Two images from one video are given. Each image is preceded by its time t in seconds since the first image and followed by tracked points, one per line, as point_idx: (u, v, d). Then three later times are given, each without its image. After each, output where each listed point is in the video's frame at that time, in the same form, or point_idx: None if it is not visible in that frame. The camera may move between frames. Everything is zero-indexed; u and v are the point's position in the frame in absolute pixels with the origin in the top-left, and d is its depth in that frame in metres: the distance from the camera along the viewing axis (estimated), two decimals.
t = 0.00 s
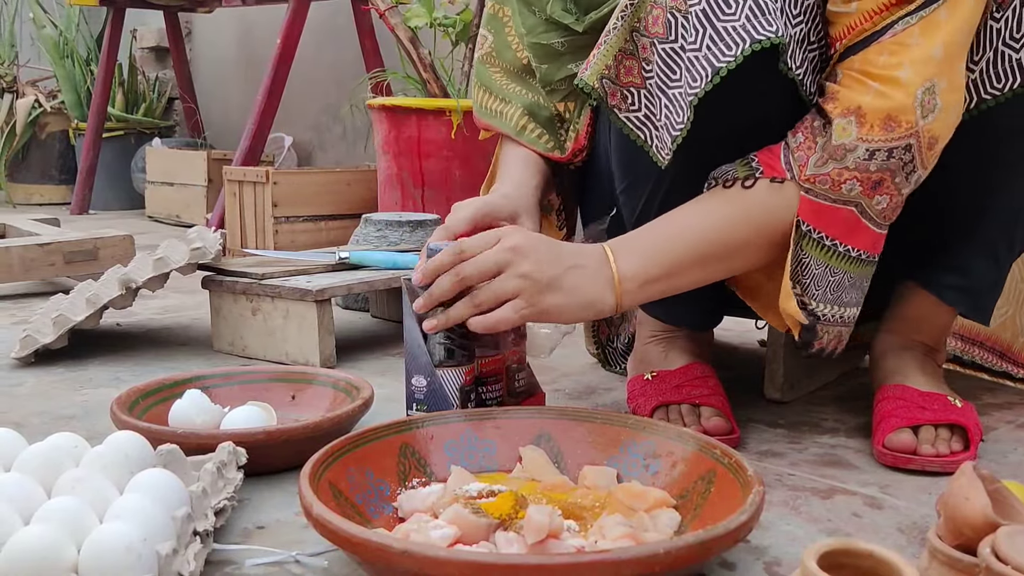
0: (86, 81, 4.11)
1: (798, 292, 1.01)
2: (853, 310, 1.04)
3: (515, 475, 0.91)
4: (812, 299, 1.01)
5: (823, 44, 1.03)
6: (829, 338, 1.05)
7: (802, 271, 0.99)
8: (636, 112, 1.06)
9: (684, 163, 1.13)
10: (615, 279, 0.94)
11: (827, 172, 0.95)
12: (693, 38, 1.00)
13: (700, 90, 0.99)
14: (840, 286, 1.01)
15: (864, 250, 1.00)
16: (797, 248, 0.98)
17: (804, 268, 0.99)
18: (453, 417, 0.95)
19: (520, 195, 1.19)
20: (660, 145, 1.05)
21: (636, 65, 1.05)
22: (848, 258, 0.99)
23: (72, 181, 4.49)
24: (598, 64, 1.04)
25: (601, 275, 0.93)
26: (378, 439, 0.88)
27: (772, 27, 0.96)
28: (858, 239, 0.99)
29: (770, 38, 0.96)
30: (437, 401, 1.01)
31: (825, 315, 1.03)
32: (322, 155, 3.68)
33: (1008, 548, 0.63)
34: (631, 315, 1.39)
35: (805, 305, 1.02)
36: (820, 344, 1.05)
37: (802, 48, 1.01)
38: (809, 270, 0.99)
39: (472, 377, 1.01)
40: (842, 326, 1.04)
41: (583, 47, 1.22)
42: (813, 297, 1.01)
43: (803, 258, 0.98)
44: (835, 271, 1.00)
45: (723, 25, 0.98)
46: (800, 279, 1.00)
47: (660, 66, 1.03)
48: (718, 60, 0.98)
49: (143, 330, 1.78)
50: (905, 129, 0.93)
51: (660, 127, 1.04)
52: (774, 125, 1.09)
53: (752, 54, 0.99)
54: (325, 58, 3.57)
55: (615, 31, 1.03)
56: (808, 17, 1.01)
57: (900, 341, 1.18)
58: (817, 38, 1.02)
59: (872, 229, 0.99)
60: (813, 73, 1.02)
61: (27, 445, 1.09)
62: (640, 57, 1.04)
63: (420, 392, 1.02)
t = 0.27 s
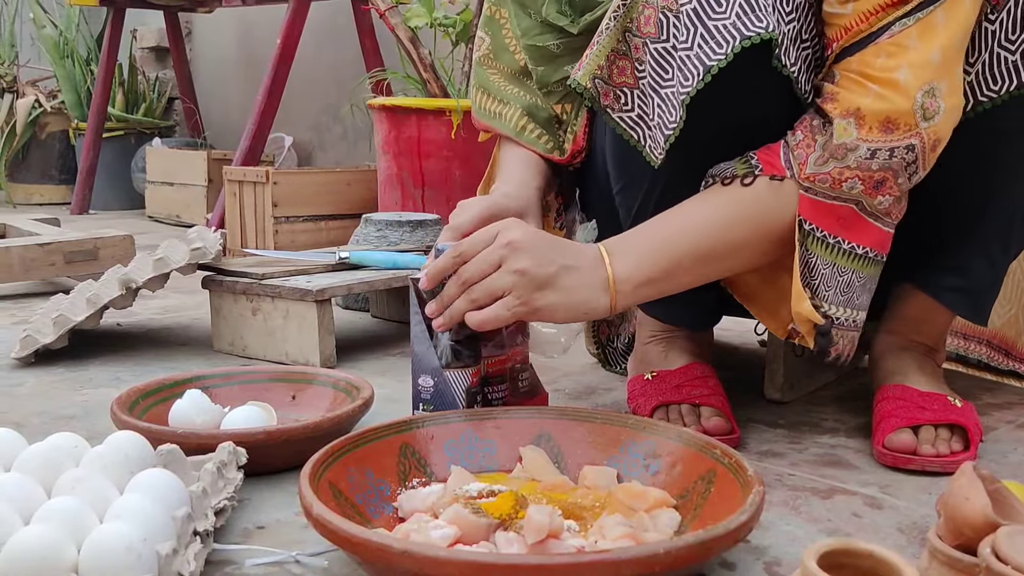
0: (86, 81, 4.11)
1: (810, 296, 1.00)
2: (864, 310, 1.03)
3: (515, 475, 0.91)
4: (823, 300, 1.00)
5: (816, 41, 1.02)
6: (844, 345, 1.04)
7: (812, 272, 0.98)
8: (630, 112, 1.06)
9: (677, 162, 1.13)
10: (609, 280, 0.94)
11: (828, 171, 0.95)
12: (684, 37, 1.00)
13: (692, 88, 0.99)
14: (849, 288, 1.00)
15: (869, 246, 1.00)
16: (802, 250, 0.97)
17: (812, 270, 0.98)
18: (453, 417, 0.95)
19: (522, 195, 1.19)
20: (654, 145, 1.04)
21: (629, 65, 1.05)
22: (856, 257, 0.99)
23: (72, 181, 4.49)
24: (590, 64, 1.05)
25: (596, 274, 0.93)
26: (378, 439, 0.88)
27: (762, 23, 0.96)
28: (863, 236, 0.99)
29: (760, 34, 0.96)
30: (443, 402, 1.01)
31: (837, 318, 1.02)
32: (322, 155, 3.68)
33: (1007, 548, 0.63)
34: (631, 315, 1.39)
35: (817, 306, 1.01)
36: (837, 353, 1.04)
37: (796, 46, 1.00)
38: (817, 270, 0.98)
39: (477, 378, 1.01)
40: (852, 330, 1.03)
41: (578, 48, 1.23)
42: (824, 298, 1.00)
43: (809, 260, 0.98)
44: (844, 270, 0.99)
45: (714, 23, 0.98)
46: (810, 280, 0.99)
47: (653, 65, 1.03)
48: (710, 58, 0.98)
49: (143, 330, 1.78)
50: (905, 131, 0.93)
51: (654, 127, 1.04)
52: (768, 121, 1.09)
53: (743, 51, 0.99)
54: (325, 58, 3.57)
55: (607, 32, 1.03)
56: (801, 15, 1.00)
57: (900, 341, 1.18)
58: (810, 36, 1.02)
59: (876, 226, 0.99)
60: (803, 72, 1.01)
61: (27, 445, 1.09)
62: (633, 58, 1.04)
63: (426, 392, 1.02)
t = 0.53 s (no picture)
0: (86, 81, 4.11)
1: (793, 285, 0.98)
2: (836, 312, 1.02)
3: (515, 476, 0.91)
4: (802, 289, 0.99)
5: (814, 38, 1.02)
6: (807, 338, 1.02)
7: (800, 258, 0.97)
8: (628, 112, 1.06)
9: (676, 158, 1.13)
10: (600, 255, 0.93)
11: (831, 156, 0.94)
12: (680, 36, 1.00)
13: (689, 88, 0.99)
14: (828, 280, 0.99)
15: (854, 242, 0.99)
16: (795, 233, 0.96)
17: (798, 256, 0.96)
18: (453, 417, 0.95)
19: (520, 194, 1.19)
20: (653, 145, 1.04)
21: (626, 65, 1.05)
22: (840, 250, 0.99)
23: (72, 181, 4.49)
24: (588, 65, 1.04)
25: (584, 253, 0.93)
26: (378, 439, 0.88)
27: (756, 15, 0.96)
28: (852, 231, 0.98)
29: (754, 26, 0.95)
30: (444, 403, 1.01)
31: (813, 310, 1.00)
32: (322, 155, 3.68)
33: (1007, 548, 0.63)
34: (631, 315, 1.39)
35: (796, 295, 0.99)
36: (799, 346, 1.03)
37: (794, 42, 0.99)
38: (803, 257, 0.97)
39: (478, 379, 1.01)
40: (820, 325, 1.01)
41: (576, 50, 1.23)
42: (805, 288, 0.99)
43: (800, 245, 0.96)
44: (826, 262, 0.99)
45: (711, 22, 0.98)
46: (796, 267, 0.97)
47: (650, 65, 1.03)
48: (706, 57, 0.98)
49: (143, 330, 1.78)
50: (910, 125, 0.93)
51: (652, 127, 1.04)
52: (766, 117, 1.10)
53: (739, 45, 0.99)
54: (325, 58, 3.57)
55: (604, 32, 1.03)
56: (798, 13, 0.99)
57: (899, 342, 1.18)
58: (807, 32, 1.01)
59: (864, 222, 0.99)
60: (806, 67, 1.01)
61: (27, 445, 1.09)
62: (630, 58, 1.04)
63: (426, 393, 1.02)
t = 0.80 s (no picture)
0: (86, 81, 4.11)
1: (825, 302, 0.99)
2: (887, 323, 1.03)
3: (515, 476, 0.91)
4: (840, 307, 0.99)
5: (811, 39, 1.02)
6: (865, 356, 1.01)
7: (825, 277, 0.98)
8: (626, 111, 1.05)
9: (680, 162, 1.14)
10: (618, 280, 0.95)
11: (837, 175, 0.95)
12: (678, 35, 1.00)
13: (687, 87, 0.99)
14: (863, 293, 1.00)
15: (880, 251, 1.00)
16: (814, 254, 0.97)
17: (825, 276, 0.98)
18: (452, 417, 0.95)
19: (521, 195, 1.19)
20: (650, 144, 1.04)
21: (624, 65, 1.05)
22: (868, 262, 0.99)
23: (72, 181, 4.49)
24: (586, 64, 1.04)
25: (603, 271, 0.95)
26: (378, 439, 0.88)
27: (754, 19, 0.96)
28: (871, 240, 0.99)
29: (752, 30, 0.96)
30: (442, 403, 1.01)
31: (857, 328, 1.00)
32: (322, 155, 3.68)
33: (1007, 548, 0.63)
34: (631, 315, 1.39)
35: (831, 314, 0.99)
36: (858, 364, 1.01)
37: (791, 43, 1.00)
38: (831, 276, 0.98)
39: (476, 377, 1.01)
40: (874, 340, 1.02)
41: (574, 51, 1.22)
42: (839, 305, 0.99)
43: (823, 264, 0.97)
44: (857, 275, 0.99)
45: (709, 22, 0.98)
46: (825, 286, 0.98)
47: (648, 65, 1.03)
48: (704, 56, 0.98)
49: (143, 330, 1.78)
50: (916, 138, 0.92)
51: (650, 126, 1.04)
52: (765, 118, 1.10)
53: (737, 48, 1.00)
54: (325, 58, 3.57)
55: (603, 31, 1.03)
56: (795, 12, 1.00)
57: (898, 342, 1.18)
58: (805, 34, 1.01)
59: (884, 231, 0.99)
60: (803, 69, 1.01)
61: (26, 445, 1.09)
62: (628, 57, 1.04)
63: (425, 393, 1.02)
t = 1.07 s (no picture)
0: (86, 81, 4.11)
1: (796, 286, 0.98)
2: (846, 317, 1.02)
3: (515, 475, 0.91)
4: (807, 291, 0.99)
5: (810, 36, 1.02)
6: (815, 341, 1.02)
7: (806, 260, 0.97)
8: (625, 111, 1.05)
9: (680, 161, 1.14)
10: (607, 251, 0.95)
11: (842, 159, 0.94)
12: (678, 34, 1.00)
13: (687, 86, 0.99)
14: (835, 282, 0.99)
15: (861, 246, 0.99)
16: (802, 235, 0.95)
17: (805, 258, 0.96)
18: (452, 417, 0.95)
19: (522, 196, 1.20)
20: (651, 144, 1.04)
21: (624, 64, 1.05)
22: (847, 254, 0.99)
23: (72, 181, 4.49)
24: (585, 64, 1.04)
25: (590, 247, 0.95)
26: (378, 439, 0.88)
27: (752, 13, 0.96)
28: (860, 236, 0.99)
29: (750, 26, 0.96)
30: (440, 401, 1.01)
31: (819, 314, 1.00)
32: (322, 155, 3.68)
33: (1007, 548, 0.63)
34: (631, 315, 1.39)
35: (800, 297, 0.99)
36: (806, 347, 1.02)
37: (792, 41, 0.99)
38: (809, 259, 0.97)
39: (475, 377, 1.01)
40: (831, 329, 1.02)
41: (573, 49, 1.23)
42: (810, 290, 0.99)
43: (806, 248, 0.96)
44: (835, 265, 0.99)
45: (707, 20, 0.98)
46: (800, 269, 0.97)
47: (648, 64, 1.03)
48: (703, 54, 0.98)
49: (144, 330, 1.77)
50: (923, 131, 0.92)
51: (650, 125, 1.04)
52: (765, 117, 1.10)
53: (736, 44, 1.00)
54: (325, 58, 3.57)
55: (602, 31, 1.03)
56: (795, 10, 0.99)
57: (898, 342, 1.18)
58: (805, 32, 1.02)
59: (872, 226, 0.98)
60: (803, 68, 1.01)
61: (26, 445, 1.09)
62: (627, 56, 1.04)
63: (425, 392, 1.02)
